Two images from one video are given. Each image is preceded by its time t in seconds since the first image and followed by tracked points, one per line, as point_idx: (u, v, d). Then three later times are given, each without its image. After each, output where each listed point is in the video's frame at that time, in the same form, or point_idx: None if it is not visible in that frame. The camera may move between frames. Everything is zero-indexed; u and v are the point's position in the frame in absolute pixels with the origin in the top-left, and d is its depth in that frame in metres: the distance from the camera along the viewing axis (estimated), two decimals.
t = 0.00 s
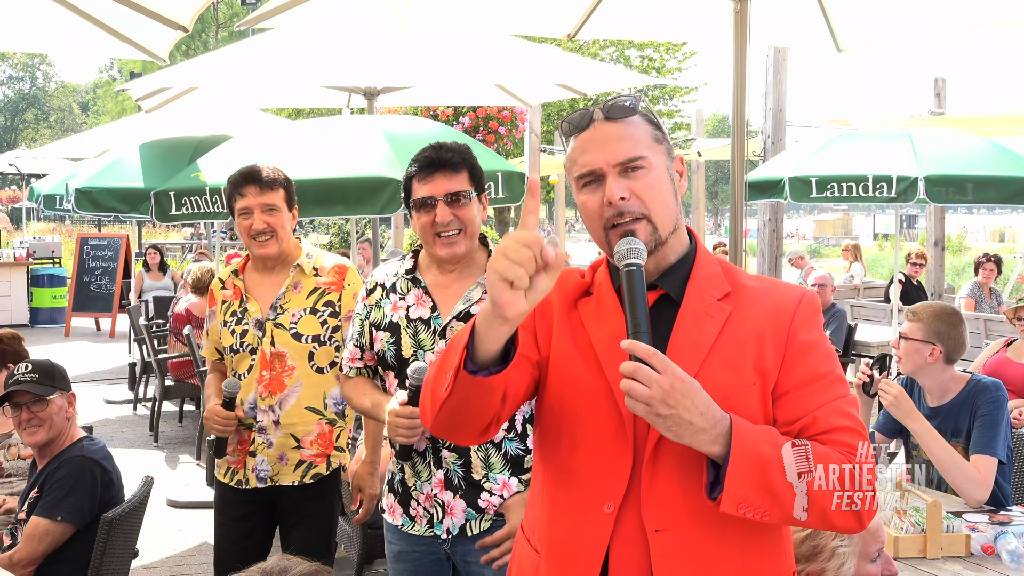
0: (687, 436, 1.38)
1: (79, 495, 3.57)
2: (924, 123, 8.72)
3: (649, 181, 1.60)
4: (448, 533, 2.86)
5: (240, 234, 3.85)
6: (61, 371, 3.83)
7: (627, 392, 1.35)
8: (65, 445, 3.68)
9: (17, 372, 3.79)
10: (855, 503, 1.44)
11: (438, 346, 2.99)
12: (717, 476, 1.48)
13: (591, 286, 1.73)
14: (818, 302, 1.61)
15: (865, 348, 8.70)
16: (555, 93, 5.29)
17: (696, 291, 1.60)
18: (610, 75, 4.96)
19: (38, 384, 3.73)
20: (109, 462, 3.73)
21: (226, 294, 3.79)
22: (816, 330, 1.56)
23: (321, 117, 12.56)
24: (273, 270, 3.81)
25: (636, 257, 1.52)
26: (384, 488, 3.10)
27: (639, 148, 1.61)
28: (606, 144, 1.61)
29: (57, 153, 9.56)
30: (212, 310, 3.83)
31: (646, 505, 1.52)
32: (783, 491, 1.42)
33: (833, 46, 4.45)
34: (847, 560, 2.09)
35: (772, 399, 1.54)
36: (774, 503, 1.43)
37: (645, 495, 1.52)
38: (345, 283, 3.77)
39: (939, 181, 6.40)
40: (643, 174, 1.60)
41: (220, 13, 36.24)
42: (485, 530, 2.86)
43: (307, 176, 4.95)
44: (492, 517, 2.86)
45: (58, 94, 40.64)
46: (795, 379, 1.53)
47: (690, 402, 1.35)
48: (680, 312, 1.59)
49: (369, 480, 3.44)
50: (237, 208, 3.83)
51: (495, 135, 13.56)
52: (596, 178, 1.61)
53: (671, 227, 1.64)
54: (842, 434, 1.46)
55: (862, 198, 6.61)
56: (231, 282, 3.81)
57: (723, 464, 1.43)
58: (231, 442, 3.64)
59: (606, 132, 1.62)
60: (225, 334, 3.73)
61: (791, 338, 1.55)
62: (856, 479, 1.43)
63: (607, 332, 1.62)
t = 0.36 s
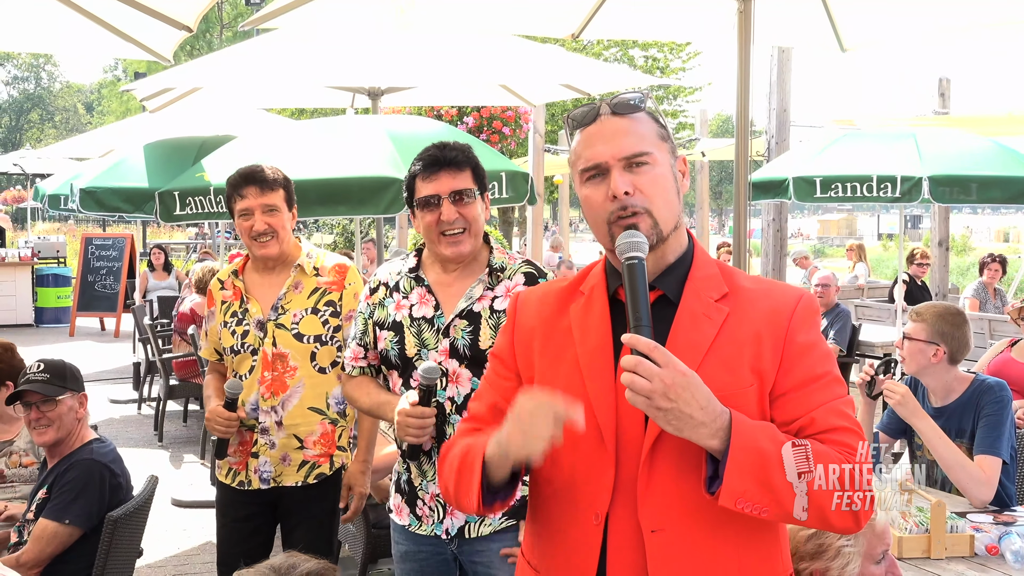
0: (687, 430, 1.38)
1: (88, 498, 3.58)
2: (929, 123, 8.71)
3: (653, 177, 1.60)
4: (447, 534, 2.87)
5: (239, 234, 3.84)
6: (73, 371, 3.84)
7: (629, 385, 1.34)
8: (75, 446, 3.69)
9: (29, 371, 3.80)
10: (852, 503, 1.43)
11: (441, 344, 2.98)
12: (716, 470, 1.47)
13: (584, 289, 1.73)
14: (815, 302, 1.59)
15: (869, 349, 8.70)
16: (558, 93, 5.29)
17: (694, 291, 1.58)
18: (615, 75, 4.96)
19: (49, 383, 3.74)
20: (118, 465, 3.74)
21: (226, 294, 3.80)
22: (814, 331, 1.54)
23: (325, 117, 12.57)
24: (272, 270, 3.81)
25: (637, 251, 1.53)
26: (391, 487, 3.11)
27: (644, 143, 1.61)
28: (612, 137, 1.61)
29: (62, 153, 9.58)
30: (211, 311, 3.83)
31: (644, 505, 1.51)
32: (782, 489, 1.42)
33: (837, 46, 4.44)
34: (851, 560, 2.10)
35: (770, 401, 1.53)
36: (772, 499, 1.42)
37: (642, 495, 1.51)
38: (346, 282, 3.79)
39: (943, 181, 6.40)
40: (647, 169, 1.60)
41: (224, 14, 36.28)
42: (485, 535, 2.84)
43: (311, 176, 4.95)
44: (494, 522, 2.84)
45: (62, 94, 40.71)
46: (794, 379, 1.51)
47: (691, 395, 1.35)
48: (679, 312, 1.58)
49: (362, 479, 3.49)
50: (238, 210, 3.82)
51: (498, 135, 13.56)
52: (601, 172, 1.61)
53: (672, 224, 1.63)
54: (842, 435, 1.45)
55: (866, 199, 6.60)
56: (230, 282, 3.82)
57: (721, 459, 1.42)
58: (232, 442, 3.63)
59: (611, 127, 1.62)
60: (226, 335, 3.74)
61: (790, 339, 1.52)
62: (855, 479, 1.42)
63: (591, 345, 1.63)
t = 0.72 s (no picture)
0: (677, 428, 1.37)
1: (91, 497, 3.58)
2: (934, 123, 8.70)
3: (645, 172, 1.60)
4: (445, 532, 2.88)
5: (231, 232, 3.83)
6: (80, 368, 3.84)
7: (618, 383, 1.34)
8: (79, 444, 3.69)
9: (36, 368, 3.80)
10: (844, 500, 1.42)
11: (442, 342, 2.98)
12: (707, 469, 1.46)
13: (575, 293, 1.73)
14: (810, 300, 1.57)
15: (874, 349, 8.69)
16: (563, 92, 5.28)
17: (686, 291, 1.57)
18: (620, 74, 4.96)
19: (55, 380, 3.75)
20: (122, 464, 3.73)
21: (215, 293, 3.79)
22: (807, 329, 1.52)
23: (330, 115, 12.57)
24: (263, 269, 3.81)
25: (627, 248, 1.52)
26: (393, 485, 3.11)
27: (636, 138, 1.61)
28: (604, 132, 1.62)
29: (67, 151, 9.59)
30: (199, 310, 3.81)
31: (635, 509, 1.49)
32: (773, 487, 1.41)
33: (843, 46, 4.43)
34: (853, 557, 2.19)
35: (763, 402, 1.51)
36: (763, 497, 1.41)
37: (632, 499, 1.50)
38: (338, 281, 3.81)
39: (948, 182, 6.40)
40: (639, 165, 1.60)
41: (229, 12, 36.31)
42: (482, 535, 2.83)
43: (316, 175, 4.95)
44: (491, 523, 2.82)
45: (66, 93, 40.74)
46: (786, 379, 1.49)
47: (680, 393, 1.35)
48: (671, 312, 1.56)
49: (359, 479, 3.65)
50: (230, 207, 3.80)
51: (503, 134, 13.56)
52: (593, 165, 1.61)
53: (664, 222, 1.62)
54: (834, 434, 1.44)
55: (871, 199, 6.57)
56: (220, 281, 3.81)
57: (711, 458, 1.41)
58: (222, 442, 3.63)
59: (604, 122, 1.63)
60: (216, 334, 3.72)
61: (782, 338, 1.51)
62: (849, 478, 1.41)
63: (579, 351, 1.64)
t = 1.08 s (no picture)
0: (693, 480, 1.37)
1: (95, 499, 3.58)
2: (937, 125, 8.70)
3: (641, 208, 1.55)
4: (447, 536, 2.88)
5: (224, 233, 3.82)
6: (85, 369, 3.83)
7: (633, 440, 1.34)
8: (81, 445, 3.70)
9: (41, 369, 3.81)
10: (846, 519, 1.43)
11: (443, 346, 2.97)
12: (722, 512, 1.45)
13: (565, 306, 1.71)
14: (807, 316, 1.54)
15: (877, 351, 8.68)
16: (567, 94, 5.29)
17: (680, 313, 1.55)
18: (624, 76, 4.96)
19: (59, 380, 3.74)
20: (126, 466, 3.72)
21: (205, 294, 3.78)
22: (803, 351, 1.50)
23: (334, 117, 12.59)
24: (254, 270, 3.81)
25: (628, 294, 1.48)
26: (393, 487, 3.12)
27: (630, 172, 1.56)
28: (596, 166, 1.56)
29: (70, 152, 9.60)
30: (188, 311, 3.80)
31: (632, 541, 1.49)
32: (783, 522, 1.41)
33: (847, 48, 4.42)
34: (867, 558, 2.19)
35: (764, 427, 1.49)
36: (773, 534, 1.41)
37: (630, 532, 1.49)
38: (330, 281, 3.82)
39: (952, 184, 6.40)
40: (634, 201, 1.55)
41: (234, 14, 36.42)
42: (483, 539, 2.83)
43: (319, 176, 4.95)
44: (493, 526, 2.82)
45: (70, 94, 40.83)
46: (785, 405, 1.48)
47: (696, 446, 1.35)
48: (664, 336, 1.55)
49: (347, 478, 3.76)
50: (224, 208, 3.80)
51: (506, 136, 13.57)
52: (586, 203, 1.56)
53: (659, 250, 1.59)
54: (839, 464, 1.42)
55: (876, 200, 6.57)
56: (210, 281, 3.80)
57: (728, 503, 1.41)
58: (214, 444, 3.62)
59: (597, 155, 1.56)
60: (206, 334, 3.72)
61: (779, 362, 1.49)
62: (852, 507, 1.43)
63: (572, 371, 1.62)
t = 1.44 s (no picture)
0: (698, 483, 1.37)
1: (97, 499, 3.58)
2: (940, 126, 8.71)
3: (660, 210, 1.57)
4: (447, 536, 2.88)
5: (219, 232, 3.83)
6: (87, 367, 3.82)
7: (641, 440, 1.34)
8: (82, 445, 3.69)
9: (43, 368, 3.80)
10: (845, 531, 1.43)
11: (443, 346, 2.97)
12: (724, 518, 1.45)
13: (576, 308, 1.71)
14: (818, 328, 1.54)
15: (879, 352, 8.68)
16: (570, 94, 5.29)
17: (690, 320, 1.55)
18: (628, 76, 4.97)
19: (60, 379, 3.73)
20: (129, 466, 3.73)
21: (202, 295, 3.78)
22: (813, 365, 1.50)
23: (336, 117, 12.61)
24: (250, 270, 3.81)
25: (642, 292, 1.49)
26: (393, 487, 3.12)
27: (653, 173, 1.58)
28: (620, 165, 1.58)
29: (73, 151, 9.60)
30: (186, 312, 3.81)
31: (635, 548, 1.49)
32: (783, 531, 1.41)
33: (850, 49, 4.42)
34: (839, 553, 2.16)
35: (769, 439, 1.49)
36: (775, 544, 1.42)
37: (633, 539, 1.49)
38: (327, 280, 3.82)
39: (954, 185, 6.40)
40: (654, 202, 1.57)
41: (237, 14, 36.47)
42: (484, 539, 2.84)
43: (322, 176, 4.95)
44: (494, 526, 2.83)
45: (73, 94, 40.81)
46: (792, 417, 1.47)
47: (704, 449, 1.35)
48: (675, 343, 1.55)
49: (345, 478, 3.81)
50: (219, 208, 3.81)
51: (509, 136, 13.58)
52: (606, 200, 1.57)
53: (673, 253, 1.61)
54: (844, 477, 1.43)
55: (878, 202, 6.58)
56: (207, 282, 3.79)
57: (731, 510, 1.41)
58: (211, 445, 3.63)
59: (622, 152, 1.58)
60: (203, 334, 3.72)
61: (788, 375, 1.49)
62: (852, 521, 1.44)
63: (579, 375, 1.62)
